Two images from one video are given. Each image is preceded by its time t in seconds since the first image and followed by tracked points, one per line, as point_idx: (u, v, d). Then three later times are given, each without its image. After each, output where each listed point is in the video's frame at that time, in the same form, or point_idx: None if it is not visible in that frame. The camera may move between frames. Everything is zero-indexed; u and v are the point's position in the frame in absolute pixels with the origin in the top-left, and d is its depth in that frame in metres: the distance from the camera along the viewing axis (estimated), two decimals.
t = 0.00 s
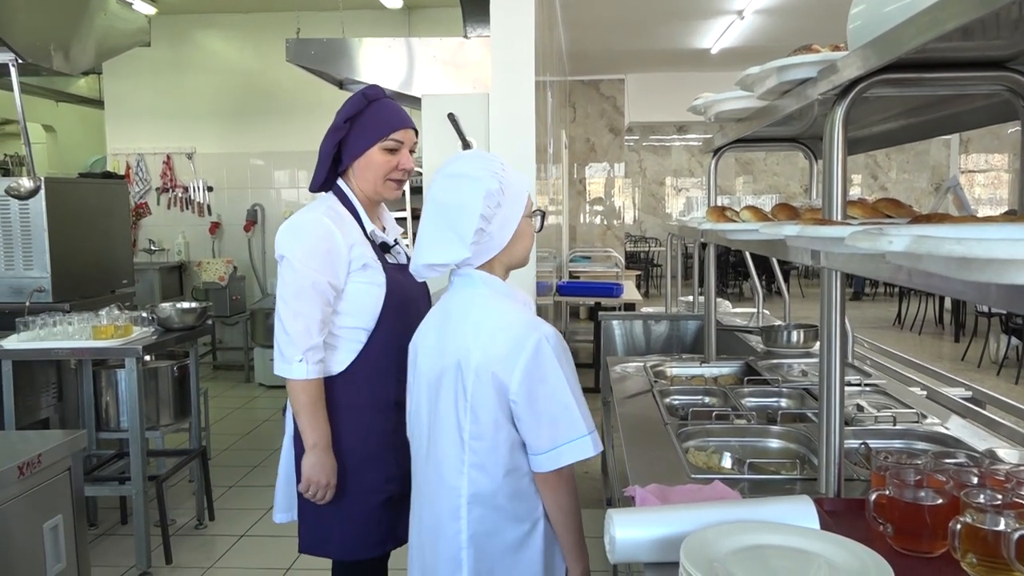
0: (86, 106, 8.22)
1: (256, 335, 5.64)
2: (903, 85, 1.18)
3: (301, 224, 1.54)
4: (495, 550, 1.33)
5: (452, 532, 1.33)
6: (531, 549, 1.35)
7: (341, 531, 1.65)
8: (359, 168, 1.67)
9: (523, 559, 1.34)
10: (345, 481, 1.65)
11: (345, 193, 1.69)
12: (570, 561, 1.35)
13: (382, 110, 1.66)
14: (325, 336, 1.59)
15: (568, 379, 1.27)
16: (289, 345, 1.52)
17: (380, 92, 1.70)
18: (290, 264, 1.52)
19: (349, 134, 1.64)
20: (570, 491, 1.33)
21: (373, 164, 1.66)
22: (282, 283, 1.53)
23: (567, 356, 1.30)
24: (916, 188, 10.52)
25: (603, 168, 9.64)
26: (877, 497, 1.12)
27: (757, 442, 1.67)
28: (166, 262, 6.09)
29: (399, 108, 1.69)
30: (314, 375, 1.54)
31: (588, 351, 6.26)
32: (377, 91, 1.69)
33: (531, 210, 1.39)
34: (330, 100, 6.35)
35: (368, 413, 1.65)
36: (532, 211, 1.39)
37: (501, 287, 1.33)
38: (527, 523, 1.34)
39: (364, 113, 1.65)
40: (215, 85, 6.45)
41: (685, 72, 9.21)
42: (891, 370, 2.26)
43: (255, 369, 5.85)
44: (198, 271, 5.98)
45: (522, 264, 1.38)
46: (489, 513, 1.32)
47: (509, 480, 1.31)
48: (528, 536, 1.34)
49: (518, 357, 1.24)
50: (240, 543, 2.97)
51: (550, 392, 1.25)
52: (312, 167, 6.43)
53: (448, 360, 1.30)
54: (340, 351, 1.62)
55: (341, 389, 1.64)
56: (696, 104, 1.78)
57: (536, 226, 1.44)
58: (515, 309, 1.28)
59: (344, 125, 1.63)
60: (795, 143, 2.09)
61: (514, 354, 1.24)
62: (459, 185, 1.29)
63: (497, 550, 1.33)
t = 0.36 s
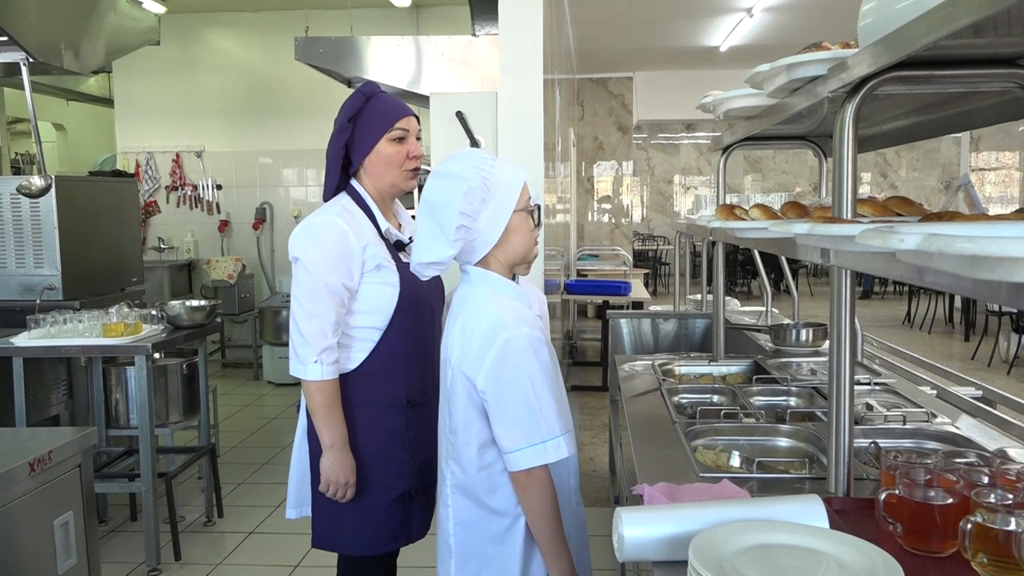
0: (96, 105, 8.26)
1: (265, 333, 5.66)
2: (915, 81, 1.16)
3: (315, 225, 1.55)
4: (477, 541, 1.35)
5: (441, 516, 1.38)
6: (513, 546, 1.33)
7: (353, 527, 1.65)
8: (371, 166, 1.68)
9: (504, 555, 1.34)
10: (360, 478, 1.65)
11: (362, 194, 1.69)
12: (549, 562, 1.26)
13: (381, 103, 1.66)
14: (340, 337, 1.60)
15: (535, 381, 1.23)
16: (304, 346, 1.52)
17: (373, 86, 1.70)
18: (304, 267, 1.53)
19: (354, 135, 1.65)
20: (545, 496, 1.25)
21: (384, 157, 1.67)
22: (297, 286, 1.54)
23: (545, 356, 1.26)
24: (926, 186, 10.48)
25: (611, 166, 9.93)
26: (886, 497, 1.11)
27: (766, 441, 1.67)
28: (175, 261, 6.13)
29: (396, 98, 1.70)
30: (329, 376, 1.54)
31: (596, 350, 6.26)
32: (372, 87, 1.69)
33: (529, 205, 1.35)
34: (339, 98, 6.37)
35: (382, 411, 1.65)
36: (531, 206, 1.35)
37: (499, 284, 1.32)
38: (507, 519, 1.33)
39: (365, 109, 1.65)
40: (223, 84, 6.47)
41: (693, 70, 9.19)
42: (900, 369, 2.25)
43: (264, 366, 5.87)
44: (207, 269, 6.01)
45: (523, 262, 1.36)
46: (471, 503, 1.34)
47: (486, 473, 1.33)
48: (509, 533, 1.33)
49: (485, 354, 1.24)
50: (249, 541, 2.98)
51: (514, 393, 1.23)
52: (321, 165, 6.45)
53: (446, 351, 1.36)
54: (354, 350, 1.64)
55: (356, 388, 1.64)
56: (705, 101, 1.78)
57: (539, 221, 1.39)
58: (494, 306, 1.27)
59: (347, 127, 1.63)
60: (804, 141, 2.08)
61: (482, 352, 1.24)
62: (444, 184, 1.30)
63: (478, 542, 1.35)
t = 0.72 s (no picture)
0: (106, 104, 8.30)
1: (273, 331, 5.67)
2: (926, 79, 1.16)
3: (334, 224, 1.55)
4: (482, 538, 1.35)
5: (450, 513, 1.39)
6: (520, 543, 1.33)
7: (370, 525, 1.66)
8: (385, 163, 1.68)
9: (511, 551, 1.33)
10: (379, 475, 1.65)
11: (375, 191, 1.69)
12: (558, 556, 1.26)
13: (393, 100, 1.66)
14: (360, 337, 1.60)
15: (533, 379, 1.23)
16: (325, 345, 1.53)
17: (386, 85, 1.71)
18: (324, 266, 1.53)
19: (368, 132, 1.65)
20: (551, 493, 1.25)
21: (398, 154, 1.67)
22: (317, 285, 1.54)
23: (546, 353, 1.26)
24: (936, 184, 10.42)
25: (619, 165, 9.77)
26: (896, 496, 1.10)
27: (775, 440, 1.66)
28: (184, 259, 6.15)
29: (408, 95, 1.70)
30: (349, 375, 1.54)
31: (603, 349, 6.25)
32: (384, 85, 1.69)
33: (540, 206, 1.34)
34: (347, 97, 6.37)
35: (402, 409, 1.66)
36: (541, 207, 1.34)
37: (504, 281, 1.32)
38: (515, 515, 1.33)
39: (377, 107, 1.65)
40: (232, 83, 6.49)
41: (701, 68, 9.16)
42: (910, 368, 2.24)
43: (272, 364, 5.89)
44: (215, 267, 6.03)
45: (532, 263, 1.34)
46: (476, 499, 1.35)
47: (492, 470, 1.33)
48: (516, 529, 1.33)
49: (485, 352, 1.25)
50: (257, 538, 2.99)
51: (513, 391, 1.23)
52: (329, 164, 6.46)
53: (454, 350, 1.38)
54: (374, 347, 1.64)
55: (377, 385, 1.65)
56: (714, 99, 1.77)
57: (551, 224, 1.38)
58: (493, 306, 1.28)
59: (360, 124, 1.64)
60: (814, 139, 2.07)
61: (482, 351, 1.25)
62: (451, 181, 1.31)
63: (483, 538, 1.35)
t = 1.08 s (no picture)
0: (112, 104, 8.33)
1: (278, 331, 5.68)
2: (932, 79, 1.15)
3: (347, 224, 1.55)
4: (480, 538, 1.34)
5: (447, 510, 1.38)
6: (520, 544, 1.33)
7: (381, 526, 1.66)
8: (395, 163, 1.68)
9: (509, 552, 1.34)
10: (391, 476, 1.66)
11: (385, 192, 1.70)
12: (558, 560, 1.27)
13: (403, 100, 1.66)
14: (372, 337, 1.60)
15: (546, 382, 1.23)
16: (337, 346, 1.53)
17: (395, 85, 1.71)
18: (337, 267, 1.53)
19: (377, 132, 1.65)
20: (556, 496, 1.25)
21: (407, 154, 1.67)
22: (330, 285, 1.54)
23: (557, 355, 1.26)
24: (942, 183, 10.39)
25: (623, 165, 10.12)
26: (902, 497, 1.10)
27: (779, 440, 1.66)
28: (189, 259, 6.16)
29: (417, 95, 1.70)
30: (362, 377, 1.54)
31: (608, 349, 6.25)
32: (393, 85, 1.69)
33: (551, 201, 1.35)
34: (352, 97, 6.38)
35: (413, 410, 1.66)
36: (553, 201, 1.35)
37: (516, 282, 1.32)
38: (516, 516, 1.33)
39: (388, 108, 1.65)
40: (237, 83, 6.50)
41: (705, 67, 9.15)
42: (915, 368, 2.24)
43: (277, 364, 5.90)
44: (221, 267, 6.04)
45: (545, 258, 1.36)
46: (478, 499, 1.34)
47: (496, 470, 1.33)
48: (516, 530, 1.33)
49: (497, 352, 1.24)
50: (261, 538, 2.99)
51: (525, 392, 1.23)
52: (334, 164, 6.46)
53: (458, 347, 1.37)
54: (386, 348, 1.64)
55: (390, 386, 1.65)
56: (719, 99, 1.77)
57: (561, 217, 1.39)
58: (507, 305, 1.27)
59: (369, 124, 1.64)
60: (819, 139, 2.07)
61: (494, 350, 1.24)
62: (464, 182, 1.30)
63: (482, 539, 1.34)
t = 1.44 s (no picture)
0: (111, 104, 8.32)
1: (278, 331, 5.68)
2: (933, 79, 1.15)
3: (350, 226, 1.54)
4: (485, 544, 1.33)
5: (448, 517, 1.35)
6: (525, 548, 1.33)
7: (381, 527, 1.65)
8: (395, 161, 1.68)
9: (512, 557, 1.33)
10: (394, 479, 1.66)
11: (387, 191, 1.69)
12: (563, 564, 1.28)
13: (395, 98, 1.66)
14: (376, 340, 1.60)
15: (558, 387, 1.23)
16: (342, 351, 1.52)
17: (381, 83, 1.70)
18: (340, 270, 1.52)
19: (372, 133, 1.65)
20: (563, 499, 1.27)
21: (405, 151, 1.67)
22: (333, 289, 1.53)
23: (567, 360, 1.26)
24: (942, 184, 10.40)
25: (624, 165, 10.10)
26: (902, 497, 1.10)
27: (779, 440, 1.66)
28: (190, 259, 6.16)
29: (406, 91, 1.70)
30: (366, 381, 1.54)
31: (608, 349, 6.25)
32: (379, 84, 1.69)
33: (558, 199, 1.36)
34: (352, 97, 6.38)
35: (414, 411, 1.66)
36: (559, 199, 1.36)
37: (520, 285, 1.32)
38: (521, 521, 1.33)
39: (381, 107, 1.65)
40: (237, 83, 6.51)
41: (705, 67, 9.15)
42: (915, 369, 2.24)
43: (277, 364, 5.89)
44: (221, 267, 6.04)
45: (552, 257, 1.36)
46: (483, 505, 1.33)
47: (502, 475, 1.32)
48: (520, 535, 1.33)
49: (509, 356, 1.23)
50: (262, 538, 2.99)
51: (538, 397, 1.23)
52: (334, 164, 6.46)
53: (458, 350, 1.34)
54: (390, 351, 1.64)
55: (391, 387, 1.65)
56: (720, 99, 1.77)
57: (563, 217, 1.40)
58: (518, 309, 1.26)
59: (363, 125, 1.63)
60: (818, 139, 2.07)
61: (506, 354, 1.23)
62: (481, 181, 1.27)
63: (487, 544, 1.33)
